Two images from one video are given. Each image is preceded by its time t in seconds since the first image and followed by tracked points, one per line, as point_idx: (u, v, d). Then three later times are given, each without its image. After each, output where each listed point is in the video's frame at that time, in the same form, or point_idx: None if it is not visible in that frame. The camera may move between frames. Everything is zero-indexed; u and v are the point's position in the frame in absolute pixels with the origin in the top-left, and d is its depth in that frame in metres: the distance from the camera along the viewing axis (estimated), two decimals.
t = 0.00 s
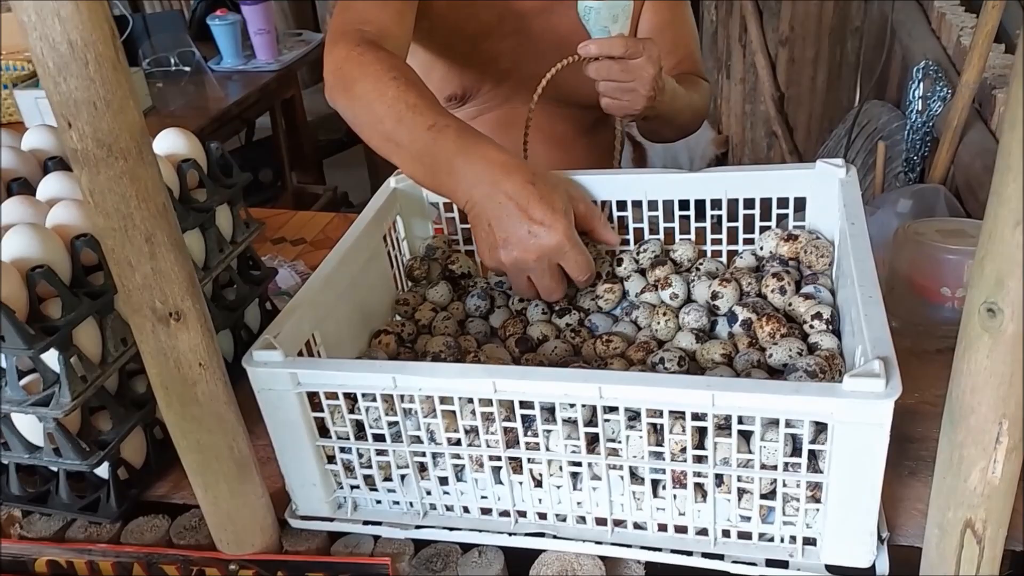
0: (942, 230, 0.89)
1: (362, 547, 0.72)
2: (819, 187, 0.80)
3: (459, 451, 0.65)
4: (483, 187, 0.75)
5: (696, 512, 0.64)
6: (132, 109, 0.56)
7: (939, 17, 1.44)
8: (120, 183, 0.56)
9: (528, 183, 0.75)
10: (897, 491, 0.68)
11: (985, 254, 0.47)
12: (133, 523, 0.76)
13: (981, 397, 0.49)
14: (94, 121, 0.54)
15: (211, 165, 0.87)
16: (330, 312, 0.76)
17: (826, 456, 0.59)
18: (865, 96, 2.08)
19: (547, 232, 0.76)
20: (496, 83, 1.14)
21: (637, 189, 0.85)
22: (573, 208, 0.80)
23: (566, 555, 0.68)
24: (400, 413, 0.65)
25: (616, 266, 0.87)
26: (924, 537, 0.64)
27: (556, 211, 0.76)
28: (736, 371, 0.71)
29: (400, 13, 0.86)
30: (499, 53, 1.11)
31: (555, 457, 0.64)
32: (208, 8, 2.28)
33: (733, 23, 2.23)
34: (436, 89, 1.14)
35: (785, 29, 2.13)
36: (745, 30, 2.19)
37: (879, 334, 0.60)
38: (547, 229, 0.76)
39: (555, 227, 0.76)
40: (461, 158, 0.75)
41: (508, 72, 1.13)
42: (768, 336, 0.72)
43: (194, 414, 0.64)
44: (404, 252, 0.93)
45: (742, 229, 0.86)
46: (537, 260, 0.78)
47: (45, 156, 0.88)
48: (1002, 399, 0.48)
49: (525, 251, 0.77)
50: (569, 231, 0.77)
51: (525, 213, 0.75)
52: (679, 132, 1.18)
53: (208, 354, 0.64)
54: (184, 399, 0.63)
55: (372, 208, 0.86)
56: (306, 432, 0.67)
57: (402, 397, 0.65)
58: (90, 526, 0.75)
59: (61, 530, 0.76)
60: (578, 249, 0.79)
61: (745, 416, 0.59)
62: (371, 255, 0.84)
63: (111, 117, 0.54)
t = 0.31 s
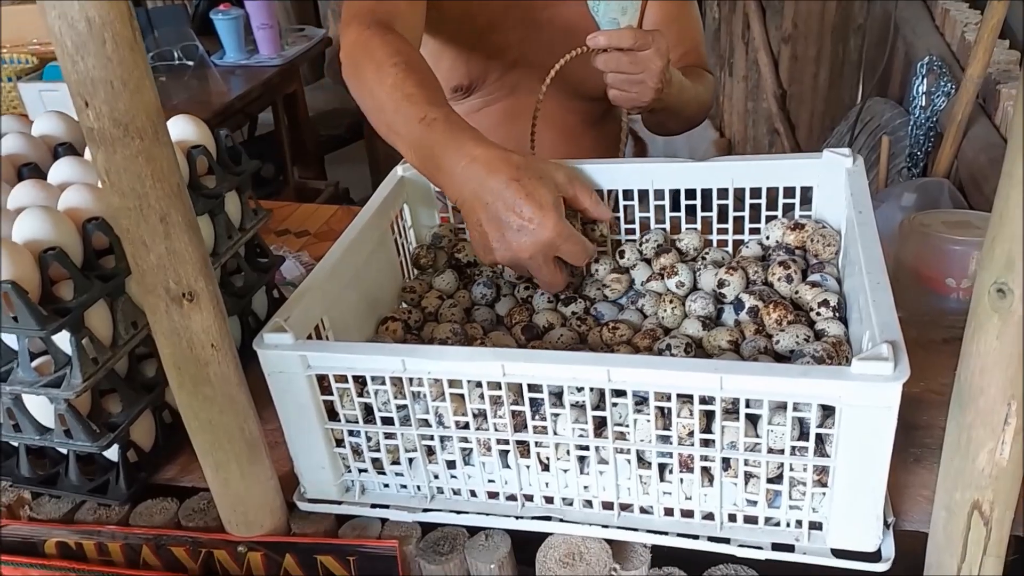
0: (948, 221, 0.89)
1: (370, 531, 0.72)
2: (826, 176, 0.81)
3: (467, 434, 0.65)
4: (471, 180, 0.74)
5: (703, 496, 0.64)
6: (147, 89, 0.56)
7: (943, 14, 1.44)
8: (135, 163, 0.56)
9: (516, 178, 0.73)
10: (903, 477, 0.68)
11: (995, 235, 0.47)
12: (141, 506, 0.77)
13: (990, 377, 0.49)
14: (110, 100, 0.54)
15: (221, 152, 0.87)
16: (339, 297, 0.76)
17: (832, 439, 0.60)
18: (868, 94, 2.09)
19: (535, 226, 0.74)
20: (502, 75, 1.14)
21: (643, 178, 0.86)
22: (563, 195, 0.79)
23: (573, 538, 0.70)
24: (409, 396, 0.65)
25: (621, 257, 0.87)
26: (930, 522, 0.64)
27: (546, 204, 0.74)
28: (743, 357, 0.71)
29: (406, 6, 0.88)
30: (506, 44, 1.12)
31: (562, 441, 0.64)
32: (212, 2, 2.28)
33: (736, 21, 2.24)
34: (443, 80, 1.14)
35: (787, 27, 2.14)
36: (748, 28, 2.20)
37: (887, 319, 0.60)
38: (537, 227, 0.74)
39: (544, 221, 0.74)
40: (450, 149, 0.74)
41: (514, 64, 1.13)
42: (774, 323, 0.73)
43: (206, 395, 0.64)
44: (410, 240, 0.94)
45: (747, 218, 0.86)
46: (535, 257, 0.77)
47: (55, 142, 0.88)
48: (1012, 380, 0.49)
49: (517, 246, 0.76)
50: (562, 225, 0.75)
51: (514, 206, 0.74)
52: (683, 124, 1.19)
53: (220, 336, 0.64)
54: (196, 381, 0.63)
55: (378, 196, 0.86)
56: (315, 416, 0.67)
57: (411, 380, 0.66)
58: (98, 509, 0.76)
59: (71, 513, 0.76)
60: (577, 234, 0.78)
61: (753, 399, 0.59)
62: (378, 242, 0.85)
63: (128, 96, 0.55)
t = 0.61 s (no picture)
0: (948, 219, 0.90)
1: (372, 523, 0.73)
2: (828, 174, 0.81)
3: (469, 427, 0.66)
4: (473, 178, 0.75)
5: (702, 490, 0.64)
6: (154, 84, 0.56)
7: (945, 14, 1.45)
8: (142, 157, 0.57)
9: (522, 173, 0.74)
10: (901, 473, 0.69)
11: (991, 233, 0.47)
12: (144, 497, 0.78)
13: (985, 374, 0.50)
14: (118, 94, 0.55)
15: (226, 147, 0.88)
16: (342, 290, 0.76)
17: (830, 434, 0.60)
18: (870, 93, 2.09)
19: (538, 222, 0.75)
20: (506, 71, 1.15)
21: (645, 174, 0.86)
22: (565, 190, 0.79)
23: (573, 531, 0.71)
24: (411, 389, 0.65)
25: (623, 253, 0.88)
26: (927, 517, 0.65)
27: (549, 199, 0.75)
28: (742, 352, 0.72)
29: None
30: (510, 41, 1.12)
31: (563, 434, 0.65)
32: None
33: (739, 19, 2.24)
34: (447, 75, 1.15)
35: (790, 26, 2.14)
36: (750, 26, 2.20)
37: (885, 315, 0.60)
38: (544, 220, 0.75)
39: (547, 218, 0.75)
40: (449, 151, 0.75)
41: (518, 60, 1.14)
42: (774, 318, 0.73)
43: (209, 387, 0.65)
44: (414, 234, 0.94)
45: (748, 215, 0.86)
46: (542, 252, 0.78)
47: (62, 136, 0.89)
48: (1006, 376, 0.49)
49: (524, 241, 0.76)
50: (564, 219, 0.75)
51: (517, 203, 0.74)
52: (686, 120, 1.19)
53: (224, 328, 0.64)
54: (200, 373, 0.64)
55: (382, 191, 0.87)
56: (318, 408, 0.68)
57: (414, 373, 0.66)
58: (102, 500, 0.78)
59: (75, 503, 0.78)
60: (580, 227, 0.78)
61: (751, 394, 0.60)
62: (381, 237, 0.85)
63: (135, 91, 0.55)
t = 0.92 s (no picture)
0: (945, 228, 0.91)
1: (371, 525, 0.73)
2: (827, 182, 0.82)
3: (468, 430, 0.66)
4: (472, 181, 0.75)
5: (699, 494, 0.65)
6: (159, 88, 0.57)
7: (944, 24, 1.46)
8: (147, 160, 0.58)
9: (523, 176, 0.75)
10: (897, 479, 0.69)
11: (985, 241, 0.48)
12: (144, 499, 0.78)
13: (979, 381, 0.50)
14: (124, 98, 0.56)
15: (229, 151, 0.89)
16: (343, 293, 0.77)
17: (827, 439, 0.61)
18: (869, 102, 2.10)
19: (535, 225, 0.75)
20: (507, 77, 1.15)
21: (645, 181, 0.87)
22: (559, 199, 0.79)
23: (571, 534, 0.71)
24: (411, 392, 0.66)
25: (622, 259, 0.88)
26: (921, 523, 0.65)
27: (545, 203, 0.75)
28: (740, 357, 0.72)
29: (417, 5, 0.89)
30: (513, 48, 1.13)
31: (562, 438, 0.65)
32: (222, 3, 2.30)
33: (740, 28, 2.25)
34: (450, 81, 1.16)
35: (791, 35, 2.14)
36: (751, 35, 2.21)
37: (881, 322, 0.61)
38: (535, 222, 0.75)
39: (543, 219, 0.75)
40: (448, 155, 0.75)
41: (520, 67, 1.15)
42: (772, 324, 0.74)
43: (210, 389, 0.65)
44: (415, 239, 0.95)
45: (747, 222, 0.87)
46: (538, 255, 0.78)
47: (67, 138, 0.90)
48: (1000, 383, 0.50)
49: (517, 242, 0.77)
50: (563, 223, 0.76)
51: (515, 206, 0.75)
52: (686, 128, 1.20)
53: (226, 331, 0.65)
54: (201, 375, 0.65)
55: (383, 195, 0.87)
56: (318, 410, 0.68)
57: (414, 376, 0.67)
58: (102, 501, 0.78)
59: (75, 504, 0.78)
60: (575, 231, 0.78)
61: (748, 399, 0.60)
62: (382, 241, 0.86)
63: (141, 95, 0.56)
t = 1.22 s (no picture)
0: (944, 234, 0.91)
1: (372, 529, 0.74)
2: (826, 189, 0.82)
3: (469, 434, 0.67)
4: (473, 187, 0.75)
5: (700, 499, 0.65)
6: (164, 92, 0.57)
7: (942, 32, 1.46)
8: (152, 163, 0.58)
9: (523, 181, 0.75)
10: (897, 483, 0.70)
11: (984, 247, 0.48)
12: (145, 501, 0.78)
13: (978, 386, 0.51)
14: (130, 102, 0.56)
15: (231, 154, 0.89)
16: (344, 296, 0.77)
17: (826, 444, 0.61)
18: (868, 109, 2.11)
19: (537, 232, 0.76)
20: (507, 82, 1.16)
21: (645, 186, 0.87)
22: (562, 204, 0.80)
23: (571, 538, 0.71)
24: (412, 396, 0.66)
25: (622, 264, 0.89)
26: (921, 528, 0.66)
27: (547, 208, 0.76)
28: (739, 362, 0.73)
29: (418, 11, 0.89)
30: (513, 53, 1.14)
31: (563, 442, 0.65)
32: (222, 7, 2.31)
33: (739, 35, 2.26)
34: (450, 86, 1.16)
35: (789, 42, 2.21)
36: (750, 42, 2.22)
37: (881, 327, 0.61)
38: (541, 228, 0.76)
39: (546, 227, 0.75)
40: (449, 163, 0.76)
41: (520, 72, 1.15)
42: (772, 329, 0.74)
43: (213, 392, 0.66)
44: (416, 243, 0.95)
45: (746, 228, 0.87)
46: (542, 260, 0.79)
47: (69, 142, 0.90)
48: (999, 388, 0.50)
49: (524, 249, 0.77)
50: (563, 228, 0.76)
51: (518, 212, 0.75)
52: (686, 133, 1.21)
53: (229, 334, 0.65)
54: (204, 377, 0.65)
55: (384, 200, 0.88)
56: (320, 414, 0.69)
57: (415, 380, 0.67)
58: (104, 503, 0.78)
59: (77, 507, 0.78)
60: (578, 236, 0.79)
61: (749, 404, 0.60)
62: (383, 245, 0.86)
63: (146, 99, 0.56)
